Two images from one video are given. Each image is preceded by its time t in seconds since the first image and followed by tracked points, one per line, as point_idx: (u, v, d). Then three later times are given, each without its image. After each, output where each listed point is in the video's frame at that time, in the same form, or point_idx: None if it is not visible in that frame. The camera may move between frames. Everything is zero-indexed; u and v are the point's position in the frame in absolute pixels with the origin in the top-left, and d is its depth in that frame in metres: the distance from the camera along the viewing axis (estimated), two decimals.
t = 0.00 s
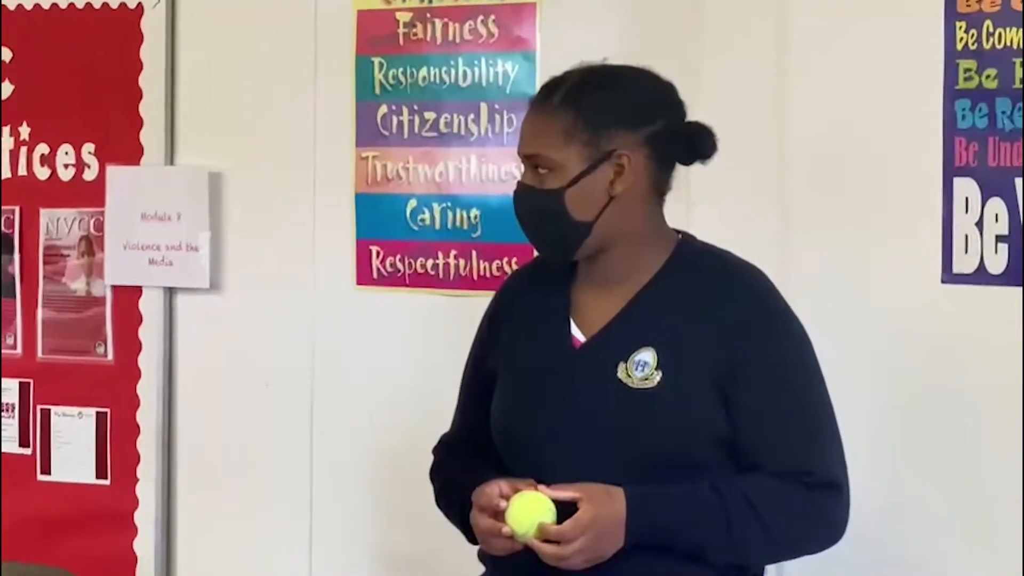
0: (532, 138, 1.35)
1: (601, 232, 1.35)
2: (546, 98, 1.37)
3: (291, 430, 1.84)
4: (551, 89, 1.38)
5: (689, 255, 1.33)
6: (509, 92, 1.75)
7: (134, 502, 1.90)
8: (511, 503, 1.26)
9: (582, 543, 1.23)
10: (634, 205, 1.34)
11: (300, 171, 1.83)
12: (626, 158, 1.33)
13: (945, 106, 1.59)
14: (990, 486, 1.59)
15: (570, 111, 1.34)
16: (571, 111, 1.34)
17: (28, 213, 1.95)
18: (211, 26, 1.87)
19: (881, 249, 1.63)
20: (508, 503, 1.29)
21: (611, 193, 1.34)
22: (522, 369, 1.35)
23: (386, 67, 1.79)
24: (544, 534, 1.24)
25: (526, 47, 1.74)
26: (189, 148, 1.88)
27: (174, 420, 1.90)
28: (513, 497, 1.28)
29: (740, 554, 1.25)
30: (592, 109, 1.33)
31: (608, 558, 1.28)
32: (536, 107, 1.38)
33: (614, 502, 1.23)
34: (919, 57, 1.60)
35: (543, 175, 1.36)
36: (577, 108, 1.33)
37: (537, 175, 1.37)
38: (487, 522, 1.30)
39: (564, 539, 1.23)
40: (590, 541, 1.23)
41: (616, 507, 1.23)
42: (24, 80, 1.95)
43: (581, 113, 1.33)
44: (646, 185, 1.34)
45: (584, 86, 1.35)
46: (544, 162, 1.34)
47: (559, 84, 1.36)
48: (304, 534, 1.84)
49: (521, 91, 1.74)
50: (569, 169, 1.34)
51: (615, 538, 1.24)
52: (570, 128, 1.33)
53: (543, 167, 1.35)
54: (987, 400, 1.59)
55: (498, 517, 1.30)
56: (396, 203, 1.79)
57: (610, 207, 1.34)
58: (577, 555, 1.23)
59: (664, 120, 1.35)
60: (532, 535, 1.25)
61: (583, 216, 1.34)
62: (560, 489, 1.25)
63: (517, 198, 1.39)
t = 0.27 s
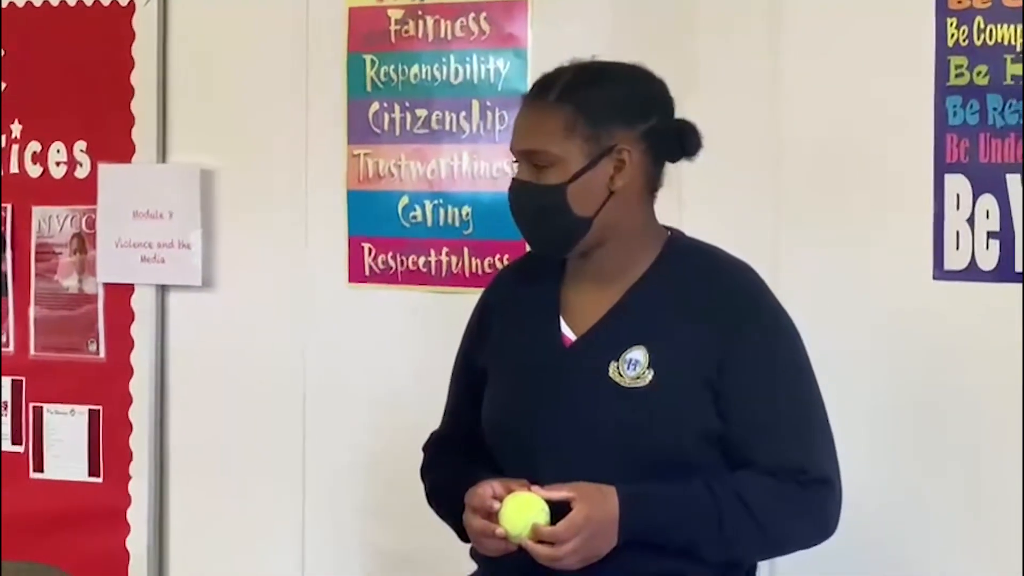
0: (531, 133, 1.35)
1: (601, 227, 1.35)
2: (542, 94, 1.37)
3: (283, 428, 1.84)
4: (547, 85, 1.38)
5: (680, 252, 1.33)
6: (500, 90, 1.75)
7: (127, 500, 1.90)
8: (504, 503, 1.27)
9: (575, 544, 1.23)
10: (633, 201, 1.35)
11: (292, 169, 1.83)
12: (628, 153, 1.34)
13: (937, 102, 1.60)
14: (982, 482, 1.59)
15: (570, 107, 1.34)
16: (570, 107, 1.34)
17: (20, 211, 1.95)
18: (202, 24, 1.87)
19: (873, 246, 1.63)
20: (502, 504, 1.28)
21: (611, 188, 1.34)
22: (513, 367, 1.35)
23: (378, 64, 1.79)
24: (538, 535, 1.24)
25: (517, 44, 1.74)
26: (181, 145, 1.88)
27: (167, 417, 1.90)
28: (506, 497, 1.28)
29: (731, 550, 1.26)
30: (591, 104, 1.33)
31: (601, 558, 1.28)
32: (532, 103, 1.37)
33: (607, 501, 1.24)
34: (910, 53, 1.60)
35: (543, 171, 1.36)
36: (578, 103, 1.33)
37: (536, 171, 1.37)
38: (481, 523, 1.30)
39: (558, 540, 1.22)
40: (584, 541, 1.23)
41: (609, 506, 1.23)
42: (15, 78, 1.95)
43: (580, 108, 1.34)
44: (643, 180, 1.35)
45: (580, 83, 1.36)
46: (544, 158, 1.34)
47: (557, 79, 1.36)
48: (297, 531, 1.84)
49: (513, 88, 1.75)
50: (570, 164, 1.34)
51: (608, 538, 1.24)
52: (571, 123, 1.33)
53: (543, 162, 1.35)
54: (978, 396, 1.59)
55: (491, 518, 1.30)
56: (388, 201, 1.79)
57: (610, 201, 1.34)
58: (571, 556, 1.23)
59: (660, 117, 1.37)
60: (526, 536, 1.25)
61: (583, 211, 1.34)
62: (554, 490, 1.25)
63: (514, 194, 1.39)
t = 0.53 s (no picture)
0: (536, 126, 1.33)
1: (605, 221, 1.35)
2: (545, 87, 1.36)
3: (277, 424, 1.84)
4: (547, 77, 1.37)
5: (672, 248, 1.33)
6: (494, 85, 1.75)
7: (121, 497, 1.90)
8: (497, 499, 1.26)
9: (569, 539, 1.23)
10: (634, 195, 1.36)
11: (285, 165, 1.83)
12: (633, 147, 1.34)
13: (930, 97, 1.60)
14: (976, 477, 1.59)
15: (576, 100, 1.33)
16: (576, 100, 1.33)
17: (13, 208, 1.95)
18: (196, 21, 1.87)
19: (866, 242, 1.63)
20: (494, 500, 1.28)
21: (614, 181, 1.35)
22: (505, 363, 1.35)
23: (371, 61, 1.79)
24: (531, 531, 1.24)
25: (510, 40, 1.74)
26: (174, 142, 1.88)
27: (160, 414, 1.90)
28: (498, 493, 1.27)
29: (723, 545, 1.26)
30: (595, 99, 1.33)
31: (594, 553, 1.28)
32: (533, 96, 1.36)
33: (600, 495, 1.24)
34: (903, 49, 1.60)
35: (548, 165, 1.35)
36: (584, 97, 1.33)
37: (538, 165, 1.35)
38: (474, 520, 1.30)
39: (551, 535, 1.23)
40: (577, 536, 1.23)
41: (602, 500, 1.24)
42: (8, 74, 1.95)
43: (586, 102, 1.33)
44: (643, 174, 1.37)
45: (583, 76, 1.35)
46: (550, 151, 1.33)
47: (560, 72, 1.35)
48: (291, 528, 1.84)
49: (506, 84, 1.74)
50: (575, 158, 1.33)
51: (601, 532, 1.25)
52: (579, 117, 1.33)
53: (548, 156, 1.34)
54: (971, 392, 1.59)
55: (484, 514, 1.30)
56: (382, 197, 1.79)
57: (614, 195, 1.35)
58: (565, 550, 1.23)
59: (657, 112, 1.38)
60: (519, 532, 1.25)
61: (588, 205, 1.34)
62: (546, 485, 1.25)
63: (514, 188, 1.37)
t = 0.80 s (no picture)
0: (532, 125, 1.34)
1: (601, 220, 1.35)
2: (540, 88, 1.36)
3: (273, 424, 1.84)
4: (540, 79, 1.38)
5: (664, 248, 1.34)
6: (488, 85, 1.75)
7: (116, 497, 1.90)
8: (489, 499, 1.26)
9: (561, 538, 1.24)
10: (629, 194, 1.37)
11: (281, 165, 1.83)
12: (629, 146, 1.35)
13: (924, 97, 1.60)
14: (970, 476, 1.60)
15: (571, 99, 1.34)
16: (571, 99, 1.34)
17: (9, 208, 1.96)
18: (191, 21, 1.87)
19: (861, 241, 1.63)
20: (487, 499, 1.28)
21: (610, 181, 1.35)
22: (497, 363, 1.35)
23: (366, 61, 1.79)
24: (524, 530, 1.24)
25: (505, 40, 1.74)
26: (169, 142, 1.88)
27: (156, 414, 1.90)
28: (491, 493, 1.27)
29: (717, 545, 1.27)
30: (591, 99, 1.34)
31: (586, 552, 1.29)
32: (528, 97, 1.36)
33: (593, 495, 1.25)
34: (897, 48, 1.61)
35: (544, 165, 1.34)
36: (581, 97, 1.33)
37: (534, 165, 1.35)
38: (467, 519, 1.30)
39: (544, 535, 1.24)
40: (570, 535, 1.24)
41: (594, 500, 1.25)
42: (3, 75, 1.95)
43: (581, 101, 1.34)
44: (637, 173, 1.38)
45: (576, 76, 1.36)
46: (546, 151, 1.33)
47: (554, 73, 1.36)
48: (287, 528, 1.84)
49: (501, 84, 1.75)
50: (573, 158, 1.33)
51: (593, 531, 1.26)
52: (575, 116, 1.33)
53: (545, 156, 1.34)
54: (965, 390, 1.60)
55: (477, 514, 1.30)
56: (377, 197, 1.79)
57: (609, 194, 1.35)
58: (557, 549, 1.24)
59: (648, 112, 1.39)
60: (511, 532, 1.25)
61: (584, 205, 1.34)
62: (538, 484, 1.26)
63: (509, 189, 1.37)
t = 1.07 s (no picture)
0: (530, 127, 1.33)
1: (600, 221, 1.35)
2: (536, 90, 1.36)
3: (271, 426, 1.84)
4: (537, 80, 1.37)
5: (660, 248, 1.34)
6: (486, 86, 1.75)
7: (115, 499, 1.90)
8: (484, 500, 1.26)
9: (556, 539, 1.23)
10: (626, 196, 1.37)
11: (279, 166, 1.83)
12: (626, 147, 1.35)
13: (922, 98, 1.60)
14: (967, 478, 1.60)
15: (569, 101, 1.33)
16: (569, 101, 1.34)
17: (7, 210, 1.96)
18: (189, 22, 1.87)
19: (859, 242, 1.63)
20: (482, 500, 1.28)
21: (608, 182, 1.35)
22: (493, 363, 1.35)
23: (364, 62, 1.79)
24: (518, 531, 1.24)
25: (502, 41, 1.74)
26: (167, 144, 1.88)
27: (154, 415, 1.90)
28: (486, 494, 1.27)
29: (713, 544, 1.26)
30: (588, 100, 1.34)
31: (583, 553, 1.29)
32: (525, 98, 1.36)
33: (588, 497, 1.24)
34: (894, 49, 1.61)
35: (542, 168, 1.34)
36: (578, 99, 1.33)
37: (532, 167, 1.35)
38: (462, 520, 1.30)
39: (539, 536, 1.23)
40: (565, 536, 1.23)
41: (589, 500, 1.23)
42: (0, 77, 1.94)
43: (579, 103, 1.33)
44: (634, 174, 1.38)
45: (574, 77, 1.35)
46: (545, 152, 1.33)
47: (551, 74, 1.35)
48: (285, 529, 1.84)
49: (498, 85, 1.75)
50: (571, 159, 1.33)
51: (588, 532, 1.24)
52: (573, 118, 1.33)
53: (543, 159, 1.34)
54: (963, 392, 1.59)
55: (472, 515, 1.30)
56: (375, 198, 1.79)
57: (607, 195, 1.35)
58: (552, 550, 1.23)
59: (646, 113, 1.39)
60: (506, 533, 1.25)
61: (583, 207, 1.34)
62: (533, 485, 1.25)
63: (507, 191, 1.37)
